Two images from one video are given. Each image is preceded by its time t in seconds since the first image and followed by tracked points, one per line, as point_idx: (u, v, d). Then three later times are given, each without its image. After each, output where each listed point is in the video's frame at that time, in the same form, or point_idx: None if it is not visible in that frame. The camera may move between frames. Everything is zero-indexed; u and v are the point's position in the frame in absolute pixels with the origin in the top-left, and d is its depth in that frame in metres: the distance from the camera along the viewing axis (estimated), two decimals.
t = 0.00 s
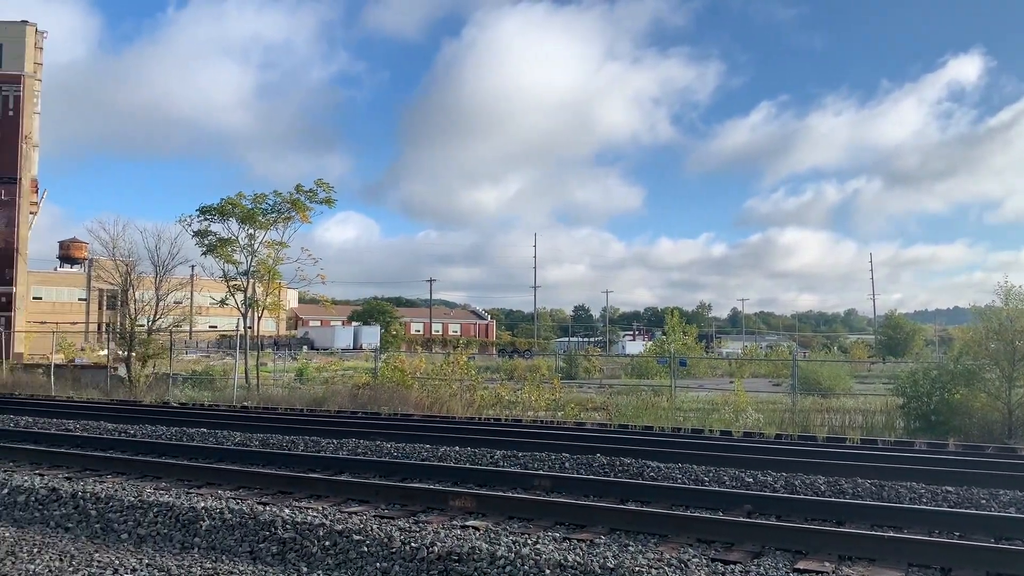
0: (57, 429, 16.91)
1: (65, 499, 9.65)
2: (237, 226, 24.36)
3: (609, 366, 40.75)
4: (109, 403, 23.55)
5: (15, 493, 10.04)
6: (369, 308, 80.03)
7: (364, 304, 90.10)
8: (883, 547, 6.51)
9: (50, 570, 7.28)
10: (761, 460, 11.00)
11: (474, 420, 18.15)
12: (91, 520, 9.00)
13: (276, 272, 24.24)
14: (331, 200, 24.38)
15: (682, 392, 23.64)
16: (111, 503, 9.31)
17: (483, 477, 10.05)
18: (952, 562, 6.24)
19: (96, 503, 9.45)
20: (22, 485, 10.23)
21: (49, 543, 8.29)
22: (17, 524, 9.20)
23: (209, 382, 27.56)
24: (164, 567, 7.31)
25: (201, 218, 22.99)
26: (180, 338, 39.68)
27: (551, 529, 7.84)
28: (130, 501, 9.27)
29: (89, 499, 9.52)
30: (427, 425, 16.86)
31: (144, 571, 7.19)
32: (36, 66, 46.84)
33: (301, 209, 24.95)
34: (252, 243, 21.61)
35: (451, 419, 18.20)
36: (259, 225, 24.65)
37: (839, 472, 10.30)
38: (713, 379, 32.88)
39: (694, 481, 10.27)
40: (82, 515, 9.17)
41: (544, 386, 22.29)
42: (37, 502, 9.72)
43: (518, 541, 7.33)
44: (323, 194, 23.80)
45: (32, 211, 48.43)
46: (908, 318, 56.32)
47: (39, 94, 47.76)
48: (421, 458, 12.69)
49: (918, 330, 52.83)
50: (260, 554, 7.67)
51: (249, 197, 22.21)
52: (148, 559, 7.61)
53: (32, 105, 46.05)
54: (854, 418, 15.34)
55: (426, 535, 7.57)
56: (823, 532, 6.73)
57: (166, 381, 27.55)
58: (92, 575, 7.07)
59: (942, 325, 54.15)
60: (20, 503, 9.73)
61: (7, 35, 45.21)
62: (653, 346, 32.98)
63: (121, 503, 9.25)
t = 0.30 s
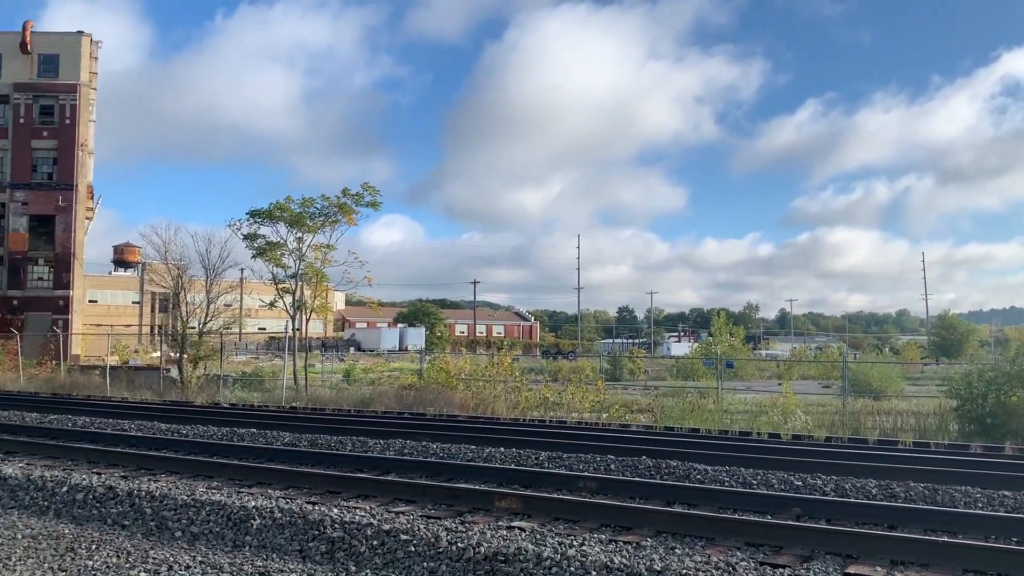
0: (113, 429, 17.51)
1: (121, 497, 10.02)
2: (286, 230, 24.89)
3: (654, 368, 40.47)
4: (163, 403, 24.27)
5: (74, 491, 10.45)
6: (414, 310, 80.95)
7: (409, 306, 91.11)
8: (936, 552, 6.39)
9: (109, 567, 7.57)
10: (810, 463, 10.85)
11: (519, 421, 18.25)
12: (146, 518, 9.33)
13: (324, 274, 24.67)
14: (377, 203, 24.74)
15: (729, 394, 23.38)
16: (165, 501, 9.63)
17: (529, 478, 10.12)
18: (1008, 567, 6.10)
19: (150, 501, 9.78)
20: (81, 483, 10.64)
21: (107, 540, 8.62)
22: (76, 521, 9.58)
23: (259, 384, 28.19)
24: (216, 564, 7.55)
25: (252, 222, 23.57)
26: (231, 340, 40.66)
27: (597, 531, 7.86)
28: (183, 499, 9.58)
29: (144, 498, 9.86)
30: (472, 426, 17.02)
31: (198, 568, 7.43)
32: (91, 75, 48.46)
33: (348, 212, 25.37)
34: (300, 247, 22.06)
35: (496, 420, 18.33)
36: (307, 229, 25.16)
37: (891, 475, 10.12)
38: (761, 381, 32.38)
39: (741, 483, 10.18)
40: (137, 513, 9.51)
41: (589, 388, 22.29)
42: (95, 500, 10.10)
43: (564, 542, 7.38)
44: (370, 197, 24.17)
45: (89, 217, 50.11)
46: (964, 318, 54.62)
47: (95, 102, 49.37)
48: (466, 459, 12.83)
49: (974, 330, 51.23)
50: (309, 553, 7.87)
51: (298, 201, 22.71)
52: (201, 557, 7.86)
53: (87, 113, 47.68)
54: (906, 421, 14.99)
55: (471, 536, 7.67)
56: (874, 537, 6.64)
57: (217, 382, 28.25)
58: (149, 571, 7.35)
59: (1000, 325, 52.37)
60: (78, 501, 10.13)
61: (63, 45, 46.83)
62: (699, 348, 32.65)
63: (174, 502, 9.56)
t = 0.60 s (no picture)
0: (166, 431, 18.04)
1: (174, 496, 10.34)
2: (333, 233, 25.35)
3: (699, 370, 40.08)
4: (213, 405, 24.88)
5: (128, 491, 10.81)
6: (457, 313, 81.55)
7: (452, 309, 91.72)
8: (992, 558, 6.26)
9: (163, 564, 7.83)
10: (860, 467, 10.67)
11: (563, 423, 18.29)
12: (198, 518, 9.61)
13: (369, 277, 25.03)
14: (421, 207, 25.02)
15: (776, 396, 23.06)
16: (216, 501, 9.91)
17: (573, 480, 10.15)
18: None
19: (202, 501, 10.08)
20: (135, 483, 11.01)
21: (160, 538, 8.92)
22: (131, 520, 9.92)
23: (305, 386, 28.72)
24: (266, 563, 7.76)
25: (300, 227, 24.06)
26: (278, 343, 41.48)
27: (643, 534, 7.86)
28: (234, 500, 9.85)
29: (195, 498, 10.16)
30: (517, 428, 17.11)
31: (248, 567, 7.65)
32: (142, 83, 49.92)
33: (392, 216, 25.71)
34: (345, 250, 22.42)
35: (540, 423, 18.39)
36: (353, 232, 25.56)
37: (945, 480, 9.89)
38: (809, 383, 31.81)
39: (789, 487, 10.06)
40: (189, 513, 9.81)
41: (633, 390, 22.19)
42: (149, 499, 10.44)
43: (610, 545, 7.40)
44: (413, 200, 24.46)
45: (141, 222, 51.61)
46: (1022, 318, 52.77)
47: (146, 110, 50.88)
48: (510, 461, 12.92)
49: None
50: (357, 553, 8.03)
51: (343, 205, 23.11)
52: (251, 556, 8.08)
53: (139, 121, 49.16)
54: (961, 424, 14.61)
55: (517, 537, 7.74)
56: (927, 542, 6.53)
57: (265, 384, 28.86)
58: (202, 569, 7.59)
59: None
60: (133, 500, 10.48)
61: (116, 55, 48.34)
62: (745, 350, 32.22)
63: (225, 502, 9.84)
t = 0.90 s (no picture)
0: (215, 432, 18.50)
1: (223, 497, 10.62)
2: (376, 237, 25.71)
3: (744, 373, 39.59)
4: (260, 406, 25.44)
5: (179, 491, 11.14)
6: (499, 316, 81.88)
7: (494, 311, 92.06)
8: None
9: (213, 563, 8.06)
10: (910, 472, 10.45)
11: (605, 426, 18.25)
12: (246, 518, 9.87)
13: (412, 280, 25.31)
14: (463, 210, 25.24)
15: (823, 400, 22.64)
16: (263, 502, 10.16)
17: (617, 483, 10.13)
18: None
19: (250, 501, 10.33)
20: (185, 483, 11.34)
21: (210, 538, 9.18)
22: (182, 519, 10.22)
23: (350, 388, 29.14)
24: (313, 563, 7.94)
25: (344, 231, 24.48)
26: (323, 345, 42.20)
27: (689, 538, 7.82)
28: (281, 500, 10.09)
29: (243, 498, 10.43)
30: (560, 431, 17.14)
31: (296, 567, 7.84)
32: (190, 91, 51.26)
33: (434, 219, 25.98)
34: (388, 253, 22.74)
35: (583, 426, 18.39)
36: (397, 236, 25.89)
37: (999, 485, 9.64)
38: (857, 387, 31.13)
39: (838, 492, 9.91)
40: (237, 513, 10.07)
41: (676, 394, 22.02)
42: (199, 499, 10.74)
43: (654, 549, 7.40)
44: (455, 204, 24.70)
45: (189, 227, 52.94)
46: None
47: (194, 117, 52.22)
48: (553, 464, 12.95)
49: None
50: (402, 554, 8.15)
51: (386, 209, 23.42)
52: (298, 557, 8.26)
53: (187, 128, 50.52)
54: (1016, 429, 14.16)
55: (561, 540, 7.79)
56: (980, 548, 6.40)
57: (310, 386, 29.38)
58: (251, 568, 7.80)
59: None
60: (183, 500, 10.80)
61: (165, 64, 49.75)
62: (791, 353, 31.71)
63: (272, 502, 10.08)
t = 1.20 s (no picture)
0: (254, 433, 18.84)
1: (262, 497, 10.83)
2: (411, 240, 25.94)
3: (782, 376, 39.07)
4: (298, 408, 25.83)
5: (219, 491, 11.40)
6: (534, 318, 81.93)
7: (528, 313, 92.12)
8: None
9: (253, 562, 8.24)
10: (954, 476, 10.25)
11: (641, 429, 18.18)
12: (284, 518, 10.06)
13: (447, 282, 25.49)
14: (497, 212, 25.35)
15: (863, 403, 22.25)
16: (301, 502, 10.35)
17: (653, 486, 10.11)
18: None
19: (288, 502, 10.53)
20: (225, 484, 11.59)
21: (249, 537, 9.37)
22: (221, 519, 10.44)
23: (386, 390, 29.42)
24: (350, 564, 8.08)
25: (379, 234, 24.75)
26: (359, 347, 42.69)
27: (726, 542, 7.78)
28: (318, 501, 10.26)
29: (282, 498, 10.63)
30: (595, 433, 17.13)
31: (333, 567, 7.98)
32: (228, 97, 52.28)
33: (468, 222, 26.13)
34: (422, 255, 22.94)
35: (618, 428, 18.34)
36: (431, 239, 26.10)
37: None
38: (898, 390, 30.53)
39: (878, 497, 9.76)
40: (276, 514, 10.27)
41: (713, 397, 21.84)
42: (238, 500, 10.98)
43: (691, 553, 7.38)
44: (489, 206, 24.81)
45: (227, 231, 53.94)
46: None
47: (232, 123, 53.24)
48: (588, 466, 12.96)
49: None
50: (438, 555, 8.24)
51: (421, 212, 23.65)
52: (335, 557, 8.40)
53: (225, 133, 51.53)
54: None
55: (597, 543, 7.80)
56: None
57: (346, 388, 29.73)
58: (289, 568, 7.96)
59: None
60: (223, 500, 11.04)
61: (203, 70, 50.80)
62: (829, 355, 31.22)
63: (310, 503, 10.26)
